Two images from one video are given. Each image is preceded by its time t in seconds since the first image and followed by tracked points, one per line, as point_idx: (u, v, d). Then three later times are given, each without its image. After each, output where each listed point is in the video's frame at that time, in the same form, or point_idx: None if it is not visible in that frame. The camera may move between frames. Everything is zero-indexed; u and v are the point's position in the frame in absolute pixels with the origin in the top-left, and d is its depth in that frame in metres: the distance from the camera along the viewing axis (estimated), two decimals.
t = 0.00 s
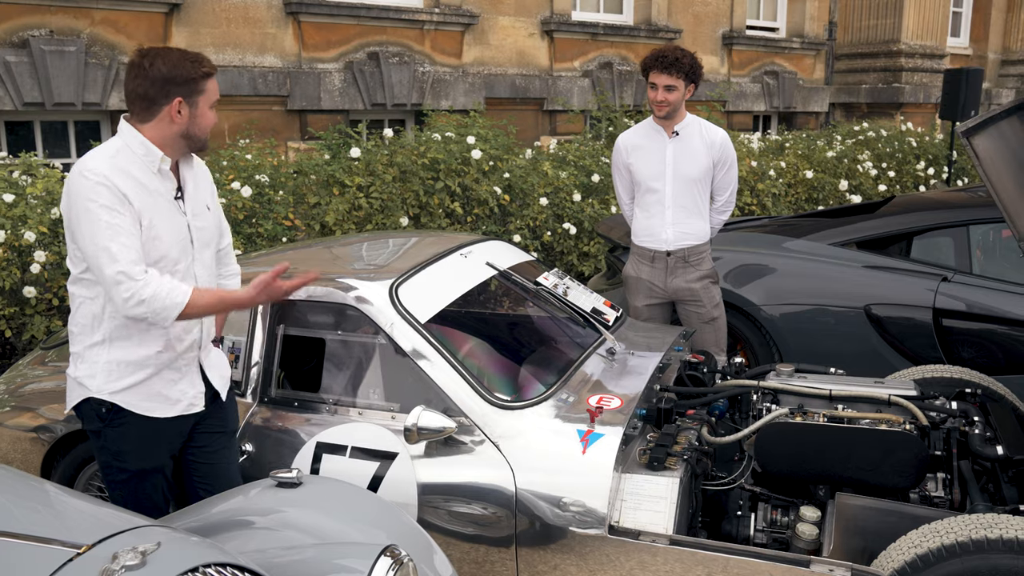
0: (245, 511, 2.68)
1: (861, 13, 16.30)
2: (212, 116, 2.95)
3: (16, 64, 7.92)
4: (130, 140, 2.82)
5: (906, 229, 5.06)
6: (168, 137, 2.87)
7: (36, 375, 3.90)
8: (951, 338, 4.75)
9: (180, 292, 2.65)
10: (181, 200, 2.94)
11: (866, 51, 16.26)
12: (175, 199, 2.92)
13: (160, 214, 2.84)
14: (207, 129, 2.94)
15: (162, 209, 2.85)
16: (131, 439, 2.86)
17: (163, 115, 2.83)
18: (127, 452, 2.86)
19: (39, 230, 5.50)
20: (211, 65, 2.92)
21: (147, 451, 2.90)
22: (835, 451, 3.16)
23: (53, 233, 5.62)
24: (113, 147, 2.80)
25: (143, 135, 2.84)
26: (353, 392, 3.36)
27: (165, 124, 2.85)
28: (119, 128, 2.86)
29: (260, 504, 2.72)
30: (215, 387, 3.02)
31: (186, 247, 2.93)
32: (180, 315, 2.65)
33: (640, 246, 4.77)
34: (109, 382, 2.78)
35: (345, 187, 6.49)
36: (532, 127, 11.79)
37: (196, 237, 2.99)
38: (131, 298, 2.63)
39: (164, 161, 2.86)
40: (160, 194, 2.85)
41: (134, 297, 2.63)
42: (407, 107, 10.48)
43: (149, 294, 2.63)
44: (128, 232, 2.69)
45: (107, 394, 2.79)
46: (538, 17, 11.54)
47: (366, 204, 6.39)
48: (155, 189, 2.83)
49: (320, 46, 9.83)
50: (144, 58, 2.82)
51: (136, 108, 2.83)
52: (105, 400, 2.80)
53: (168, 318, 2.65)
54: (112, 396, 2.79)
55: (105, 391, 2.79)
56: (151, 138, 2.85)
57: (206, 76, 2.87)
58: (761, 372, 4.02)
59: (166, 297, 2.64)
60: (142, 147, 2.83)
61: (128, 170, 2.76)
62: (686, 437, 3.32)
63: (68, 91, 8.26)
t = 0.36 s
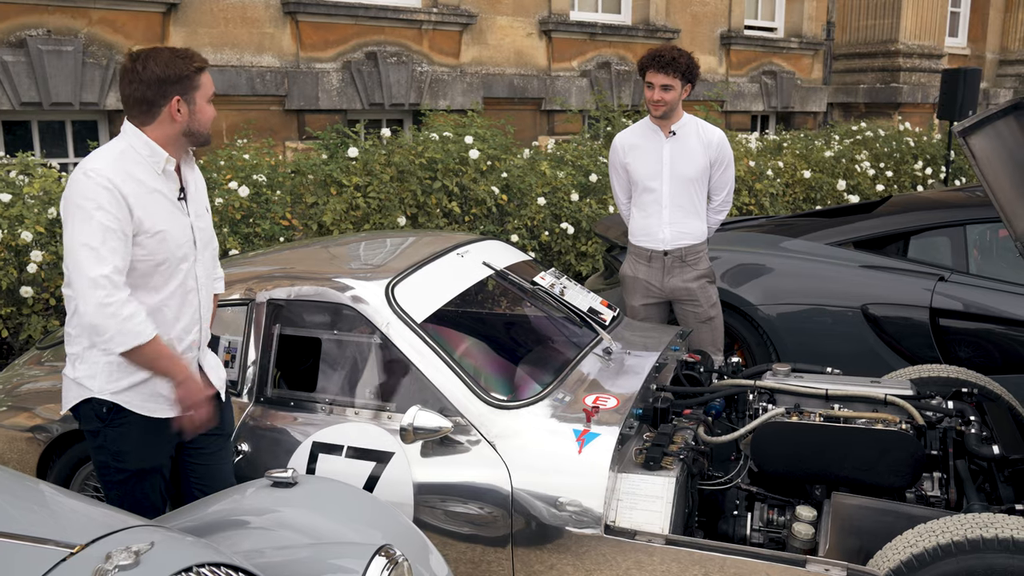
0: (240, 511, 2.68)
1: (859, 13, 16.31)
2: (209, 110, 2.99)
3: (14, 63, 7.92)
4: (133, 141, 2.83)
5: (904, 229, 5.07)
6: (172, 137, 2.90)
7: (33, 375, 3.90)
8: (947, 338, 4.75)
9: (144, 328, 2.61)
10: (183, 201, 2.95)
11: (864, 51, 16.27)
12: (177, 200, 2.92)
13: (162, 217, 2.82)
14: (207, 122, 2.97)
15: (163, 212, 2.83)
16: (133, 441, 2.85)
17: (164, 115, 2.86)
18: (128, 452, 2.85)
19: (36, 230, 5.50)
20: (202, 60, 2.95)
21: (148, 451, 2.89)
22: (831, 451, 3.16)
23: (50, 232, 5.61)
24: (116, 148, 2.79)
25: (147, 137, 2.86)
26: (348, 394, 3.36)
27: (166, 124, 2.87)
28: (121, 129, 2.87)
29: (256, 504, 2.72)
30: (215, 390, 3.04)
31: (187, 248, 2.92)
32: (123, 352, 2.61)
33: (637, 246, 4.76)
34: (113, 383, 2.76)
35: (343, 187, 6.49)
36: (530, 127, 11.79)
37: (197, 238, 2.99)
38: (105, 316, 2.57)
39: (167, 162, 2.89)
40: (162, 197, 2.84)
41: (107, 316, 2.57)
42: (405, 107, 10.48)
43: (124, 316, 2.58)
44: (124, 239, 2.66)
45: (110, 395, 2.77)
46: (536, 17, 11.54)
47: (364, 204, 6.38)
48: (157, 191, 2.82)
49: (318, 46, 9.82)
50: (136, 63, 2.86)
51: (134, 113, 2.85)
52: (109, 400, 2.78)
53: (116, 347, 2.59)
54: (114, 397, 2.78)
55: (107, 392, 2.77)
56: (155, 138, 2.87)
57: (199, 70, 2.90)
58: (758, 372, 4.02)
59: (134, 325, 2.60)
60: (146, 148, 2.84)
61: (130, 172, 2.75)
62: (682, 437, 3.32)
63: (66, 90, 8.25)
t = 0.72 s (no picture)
0: (239, 510, 2.68)
1: (857, 13, 16.31)
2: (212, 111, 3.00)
3: (12, 63, 7.91)
4: (135, 141, 2.84)
5: (902, 229, 5.07)
6: (176, 137, 2.91)
7: (32, 374, 3.89)
8: (945, 338, 4.76)
9: (103, 343, 2.63)
10: (182, 203, 2.95)
11: (862, 51, 16.27)
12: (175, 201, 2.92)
13: (155, 216, 2.82)
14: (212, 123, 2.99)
15: (158, 212, 2.83)
16: (124, 444, 2.84)
17: (169, 115, 2.87)
18: (120, 455, 2.85)
19: (35, 230, 5.49)
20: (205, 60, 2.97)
21: (141, 453, 2.89)
22: (828, 450, 3.17)
23: (49, 232, 5.61)
24: (117, 146, 2.80)
25: (151, 138, 2.87)
26: (347, 394, 3.37)
27: (171, 124, 2.88)
28: (123, 130, 2.87)
29: (255, 503, 2.72)
30: (208, 392, 3.05)
31: (180, 248, 2.90)
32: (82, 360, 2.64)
33: (635, 246, 4.77)
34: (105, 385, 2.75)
35: (341, 186, 6.48)
36: (529, 127, 11.79)
37: (194, 240, 2.99)
38: (72, 319, 2.60)
39: (168, 162, 2.89)
40: (158, 196, 2.84)
41: (73, 319, 2.60)
42: (404, 107, 10.48)
43: (85, 324, 2.60)
44: (106, 239, 2.66)
45: (102, 398, 2.76)
46: (535, 17, 11.55)
47: (362, 204, 6.38)
48: (153, 190, 2.82)
49: (316, 45, 9.82)
50: (142, 64, 2.86)
51: (140, 114, 2.85)
52: (99, 403, 2.77)
53: (70, 351, 2.62)
54: (106, 399, 2.77)
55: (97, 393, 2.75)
56: (158, 139, 2.88)
57: (202, 72, 2.92)
58: (757, 372, 4.03)
59: (92, 337, 2.62)
60: (147, 148, 2.84)
61: (127, 170, 2.75)
62: (681, 436, 3.33)
63: (64, 90, 8.25)
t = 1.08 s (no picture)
0: (241, 510, 2.69)
1: (856, 13, 16.32)
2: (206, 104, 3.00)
3: (12, 62, 7.91)
4: (138, 140, 2.85)
5: (902, 229, 5.08)
6: (173, 136, 2.92)
7: (32, 374, 3.90)
8: (945, 337, 4.77)
9: (122, 341, 2.65)
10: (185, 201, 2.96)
11: (861, 51, 16.29)
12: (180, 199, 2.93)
13: (164, 213, 2.83)
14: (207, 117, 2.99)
15: (167, 209, 2.84)
16: (134, 444, 2.84)
17: (162, 116, 2.87)
18: (130, 456, 2.84)
19: (34, 230, 5.50)
20: (191, 55, 2.95)
21: (151, 453, 2.88)
22: (828, 449, 3.17)
23: (49, 232, 5.61)
24: (122, 145, 2.81)
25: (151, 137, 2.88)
26: (347, 394, 3.38)
27: (166, 124, 2.89)
28: (124, 130, 2.87)
29: (257, 503, 2.72)
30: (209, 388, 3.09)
31: (189, 246, 2.91)
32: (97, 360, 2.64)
33: (635, 246, 4.77)
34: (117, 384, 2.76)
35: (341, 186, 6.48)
36: (528, 126, 11.80)
37: (199, 238, 3.00)
38: (91, 316, 2.61)
39: (171, 160, 2.90)
40: (166, 194, 2.85)
41: (93, 317, 2.61)
42: (403, 107, 10.49)
43: (105, 321, 2.61)
44: (122, 236, 2.67)
45: (115, 397, 2.76)
46: (534, 17, 11.56)
47: (362, 204, 6.39)
48: (161, 188, 2.83)
49: (316, 45, 9.82)
50: (128, 69, 2.87)
51: (133, 118, 2.87)
52: (113, 403, 2.77)
53: (88, 349, 2.62)
54: (119, 398, 2.77)
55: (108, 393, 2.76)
56: (159, 138, 2.89)
57: (191, 68, 2.91)
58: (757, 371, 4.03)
59: (111, 334, 2.63)
60: (151, 147, 2.85)
61: (136, 168, 2.76)
62: (681, 435, 3.33)
63: (63, 90, 8.25)
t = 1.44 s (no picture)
0: (243, 509, 2.69)
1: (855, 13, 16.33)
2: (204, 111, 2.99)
3: (11, 62, 7.90)
4: (126, 140, 2.84)
5: (901, 229, 5.09)
6: (163, 137, 2.92)
7: (33, 375, 3.90)
8: (944, 337, 4.78)
9: (115, 342, 2.65)
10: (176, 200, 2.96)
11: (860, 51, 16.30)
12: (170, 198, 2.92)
13: (152, 213, 2.82)
14: (202, 124, 2.97)
15: (154, 209, 2.83)
16: (130, 440, 2.84)
17: (155, 117, 2.88)
18: (126, 452, 2.85)
19: (34, 230, 5.49)
20: (194, 59, 2.95)
21: (148, 451, 2.88)
22: (829, 449, 3.18)
23: (48, 232, 5.61)
24: (109, 146, 2.80)
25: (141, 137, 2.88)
26: (348, 393, 3.38)
27: (157, 126, 2.89)
28: (113, 130, 2.87)
29: (258, 502, 2.73)
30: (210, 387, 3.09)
31: (180, 245, 2.90)
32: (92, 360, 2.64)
33: (635, 246, 4.78)
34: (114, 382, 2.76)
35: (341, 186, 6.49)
36: (527, 126, 11.80)
37: (192, 236, 2.99)
38: (82, 318, 2.61)
39: (161, 160, 2.90)
40: (153, 194, 2.85)
41: (84, 320, 2.61)
42: (403, 107, 10.49)
43: (96, 323, 2.61)
44: (108, 238, 2.67)
45: (113, 394, 2.77)
46: (533, 17, 11.56)
47: (362, 204, 6.40)
48: (148, 187, 2.83)
49: (315, 45, 9.83)
50: (127, 66, 2.87)
51: (126, 117, 2.87)
52: (110, 400, 2.78)
53: (83, 351, 2.63)
54: (116, 396, 2.78)
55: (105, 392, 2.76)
56: (148, 138, 2.88)
57: (190, 72, 2.90)
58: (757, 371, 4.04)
59: (103, 336, 2.63)
60: (139, 147, 2.85)
61: (122, 169, 2.76)
62: (682, 434, 3.34)
63: (63, 90, 8.25)
